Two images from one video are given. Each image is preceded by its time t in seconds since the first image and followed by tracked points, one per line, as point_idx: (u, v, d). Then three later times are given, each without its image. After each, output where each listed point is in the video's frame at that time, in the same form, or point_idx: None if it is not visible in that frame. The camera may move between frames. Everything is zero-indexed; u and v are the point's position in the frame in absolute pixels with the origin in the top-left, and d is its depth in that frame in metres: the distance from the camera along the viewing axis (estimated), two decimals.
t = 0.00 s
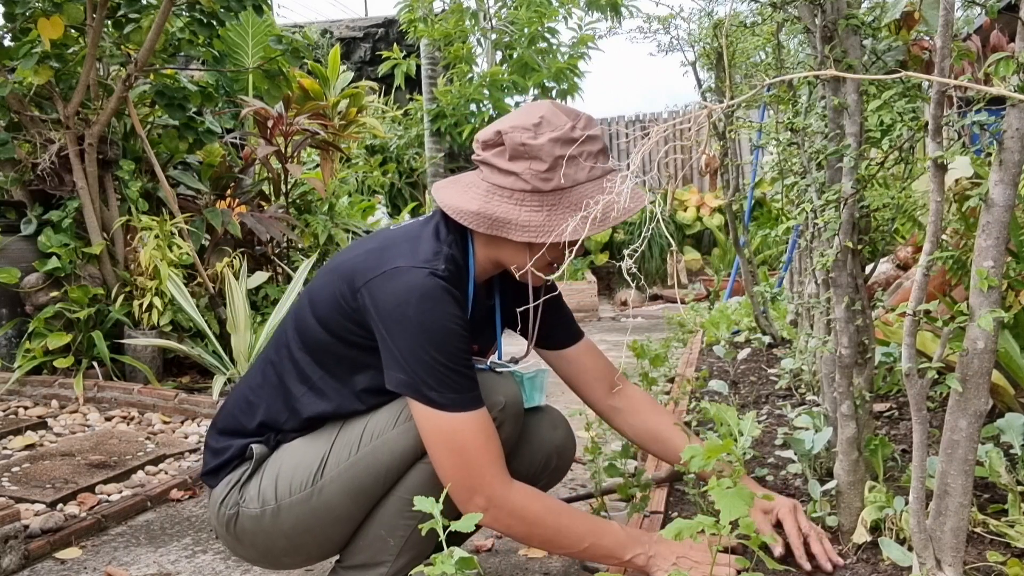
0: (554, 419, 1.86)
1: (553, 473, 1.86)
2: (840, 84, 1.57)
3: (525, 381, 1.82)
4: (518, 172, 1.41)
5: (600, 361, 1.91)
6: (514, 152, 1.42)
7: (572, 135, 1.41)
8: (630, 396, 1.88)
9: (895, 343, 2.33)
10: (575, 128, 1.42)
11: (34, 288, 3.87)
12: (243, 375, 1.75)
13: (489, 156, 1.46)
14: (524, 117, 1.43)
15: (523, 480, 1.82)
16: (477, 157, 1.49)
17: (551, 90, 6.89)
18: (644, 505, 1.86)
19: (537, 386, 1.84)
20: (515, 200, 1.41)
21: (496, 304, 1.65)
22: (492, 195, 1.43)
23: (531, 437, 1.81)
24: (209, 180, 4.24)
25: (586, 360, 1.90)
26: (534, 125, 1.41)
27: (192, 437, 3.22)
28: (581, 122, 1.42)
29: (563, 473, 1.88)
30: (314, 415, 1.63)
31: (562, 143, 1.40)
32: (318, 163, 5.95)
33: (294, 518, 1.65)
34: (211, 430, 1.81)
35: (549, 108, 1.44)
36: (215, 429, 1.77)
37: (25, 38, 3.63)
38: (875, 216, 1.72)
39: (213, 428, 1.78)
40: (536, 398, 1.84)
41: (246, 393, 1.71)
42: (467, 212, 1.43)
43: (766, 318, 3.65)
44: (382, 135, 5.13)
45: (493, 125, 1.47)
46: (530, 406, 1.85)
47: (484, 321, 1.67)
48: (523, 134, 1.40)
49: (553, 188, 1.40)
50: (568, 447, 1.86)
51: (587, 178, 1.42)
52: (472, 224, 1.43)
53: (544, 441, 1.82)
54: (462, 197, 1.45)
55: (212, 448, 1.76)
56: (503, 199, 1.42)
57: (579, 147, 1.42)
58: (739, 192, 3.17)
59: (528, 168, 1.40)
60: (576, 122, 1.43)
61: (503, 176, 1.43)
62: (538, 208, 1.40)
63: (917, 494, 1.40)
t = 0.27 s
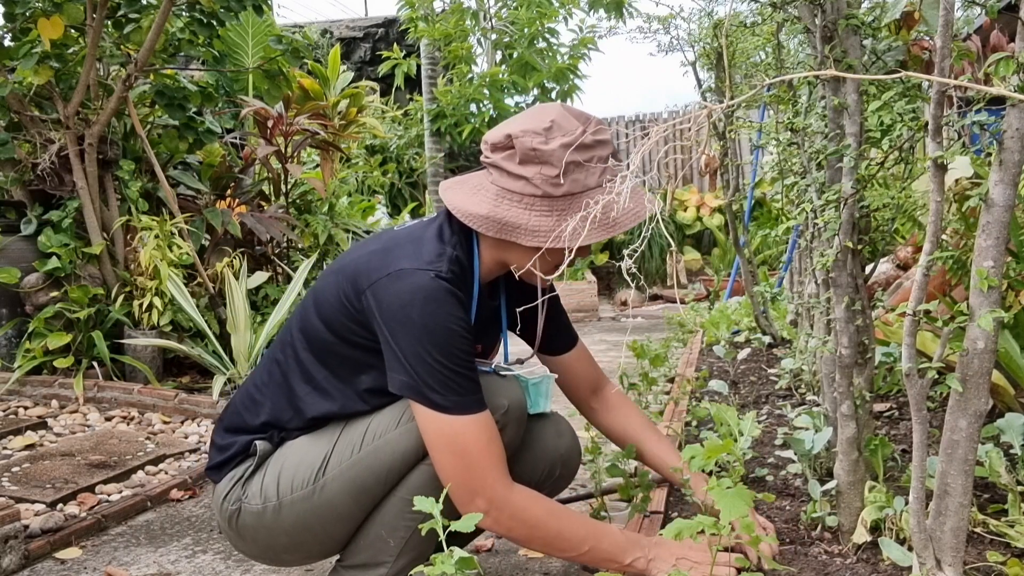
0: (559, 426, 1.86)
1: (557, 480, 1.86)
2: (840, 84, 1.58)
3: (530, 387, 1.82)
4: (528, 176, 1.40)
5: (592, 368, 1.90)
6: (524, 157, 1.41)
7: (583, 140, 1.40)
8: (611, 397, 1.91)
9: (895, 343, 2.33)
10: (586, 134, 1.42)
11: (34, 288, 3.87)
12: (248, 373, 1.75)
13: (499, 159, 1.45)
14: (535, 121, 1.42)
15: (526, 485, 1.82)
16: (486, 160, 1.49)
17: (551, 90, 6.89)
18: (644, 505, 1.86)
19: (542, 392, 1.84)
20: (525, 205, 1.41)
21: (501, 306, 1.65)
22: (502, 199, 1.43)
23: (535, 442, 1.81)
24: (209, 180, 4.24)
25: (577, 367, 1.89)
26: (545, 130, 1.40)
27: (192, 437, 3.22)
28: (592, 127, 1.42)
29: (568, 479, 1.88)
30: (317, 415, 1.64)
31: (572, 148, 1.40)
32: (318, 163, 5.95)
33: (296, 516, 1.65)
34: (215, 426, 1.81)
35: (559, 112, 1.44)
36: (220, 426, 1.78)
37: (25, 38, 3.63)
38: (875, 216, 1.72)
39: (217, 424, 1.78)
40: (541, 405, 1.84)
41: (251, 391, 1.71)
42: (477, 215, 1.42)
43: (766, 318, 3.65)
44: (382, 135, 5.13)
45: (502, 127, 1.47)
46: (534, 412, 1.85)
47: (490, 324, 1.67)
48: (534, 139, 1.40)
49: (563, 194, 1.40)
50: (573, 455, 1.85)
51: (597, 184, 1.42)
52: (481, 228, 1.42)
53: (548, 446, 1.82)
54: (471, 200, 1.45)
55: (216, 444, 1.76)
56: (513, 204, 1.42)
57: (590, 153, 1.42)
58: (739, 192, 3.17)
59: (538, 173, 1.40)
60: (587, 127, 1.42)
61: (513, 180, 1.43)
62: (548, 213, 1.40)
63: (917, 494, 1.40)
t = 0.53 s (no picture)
0: (556, 424, 1.85)
1: (555, 478, 1.86)
2: (840, 84, 1.57)
3: (527, 386, 1.78)
4: (531, 182, 1.40)
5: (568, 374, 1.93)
6: (526, 163, 1.41)
7: (585, 148, 1.40)
8: (579, 399, 1.97)
9: (895, 343, 2.33)
10: (589, 140, 1.41)
11: (34, 288, 3.87)
12: (246, 375, 1.74)
13: (501, 164, 1.45)
14: (537, 127, 1.42)
15: (525, 483, 1.83)
16: (488, 164, 1.48)
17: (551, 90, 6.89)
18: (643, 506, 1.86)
19: (538, 390, 1.79)
20: (527, 211, 1.41)
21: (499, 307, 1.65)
22: (504, 205, 1.43)
23: (533, 440, 1.81)
24: (209, 180, 4.24)
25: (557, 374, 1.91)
26: (548, 136, 1.40)
27: (192, 437, 3.22)
28: (594, 133, 1.42)
29: (566, 477, 1.88)
30: (316, 418, 1.63)
31: (575, 155, 1.40)
32: (318, 163, 5.95)
33: (295, 518, 1.65)
34: (212, 429, 1.80)
35: (562, 118, 1.44)
36: (217, 429, 1.77)
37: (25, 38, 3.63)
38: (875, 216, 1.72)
39: (214, 427, 1.78)
40: (539, 403, 1.80)
41: (249, 394, 1.71)
42: (478, 220, 1.42)
43: (766, 318, 3.65)
44: (382, 135, 5.13)
45: (504, 131, 1.47)
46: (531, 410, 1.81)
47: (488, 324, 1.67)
48: (537, 145, 1.40)
49: (565, 201, 1.40)
50: (571, 451, 1.86)
51: (599, 191, 1.42)
52: (482, 233, 1.42)
53: (546, 444, 1.82)
54: (472, 204, 1.45)
55: (213, 447, 1.76)
56: (514, 209, 1.42)
57: (592, 160, 1.41)
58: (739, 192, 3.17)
59: (540, 179, 1.40)
60: (590, 133, 1.42)
61: (515, 186, 1.43)
62: (550, 219, 1.40)
63: (917, 494, 1.40)
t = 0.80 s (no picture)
0: (555, 419, 1.85)
1: (555, 473, 1.86)
2: (840, 84, 1.57)
3: (525, 383, 1.78)
4: (518, 171, 1.41)
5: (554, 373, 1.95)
6: (513, 152, 1.41)
7: (571, 135, 1.41)
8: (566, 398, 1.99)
9: (895, 343, 2.33)
10: (574, 129, 1.42)
11: (34, 288, 3.87)
12: (241, 380, 1.74)
13: (488, 156, 1.45)
14: (523, 117, 1.43)
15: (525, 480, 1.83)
16: (475, 157, 1.48)
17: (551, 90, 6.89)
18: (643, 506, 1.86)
19: (537, 387, 1.80)
20: (515, 200, 1.41)
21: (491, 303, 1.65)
22: (492, 195, 1.43)
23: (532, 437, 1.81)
24: (209, 180, 4.24)
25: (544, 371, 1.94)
26: (534, 125, 1.41)
27: (192, 437, 3.22)
28: (579, 122, 1.43)
29: (566, 472, 1.88)
30: (314, 420, 1.63)
31: (561, 143, 1.41)
32: (318, 163, 5.95)
33: (296, 521, 1.65)
34: (209, 436, 1.80)
35: (547, 108, 1.44)
36: (214, 436, 1.77)
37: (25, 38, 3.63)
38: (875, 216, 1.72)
39: (211, 434, 1.77)
40: (537, 399, 1.80)
41: (246, 399, 1.71)
42: (466, 211, 1.42)
43: (766, 318, 3.65)
44: (382, 135, 5.13)
45: (490, 124, 1.47)
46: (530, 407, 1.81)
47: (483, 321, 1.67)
48: (523, 134, 1.40)
49: (553, 188, 1.40)
50: (570, 446, 1.86)
51: (586, 178, 1.42)
52: (471, 224, 1.42)
53: (546, 441, 1.81)
54: (460, 196, 1.45)
55: (211, 454, 1.75)
56: (503, 199, 1.41)
57: (578, 148, 1.42)
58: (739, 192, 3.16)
59: (527, 168, 1.40)
60: (574, 122, 1.43)
61: (502, 176, 1.43)
62: (538, 207, 1.40)
63: (917, 494, 1.40)
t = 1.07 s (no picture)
0: (551, 416, 1.85)
1: (550, 470, 1.87)
2: (840, 84, 1.58)
3: (520, 381, 1.77)
4: (518, 177, 1.40)
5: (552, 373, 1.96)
6: (514, 158, 1.41)
7: (572, 141, 1.41)
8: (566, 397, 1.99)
9: (895, 343, 2.33)
10: (575, 135, 1.42)
11: (34, 288, 3.87)
12: (237, 381, 1.75)
13: (488, 160, 1.45)
14: (524, 122, 1.42)
15: (521, 477, 1.83)
16: (475, 161, 1.49)
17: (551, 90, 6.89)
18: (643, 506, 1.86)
19: (532, 385, 1.78)
20: (515, 205, 1.41)
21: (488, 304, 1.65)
22: (492, 200, 1.43)
23: (528, 435, 1.81)
24: (209, 180, 4.24)
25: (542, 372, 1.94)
26: (534, 131, 1.41)
27: (192, 437, 3.22)
28: (580, 128, 1.43)
29: (561, 469, 1.89)
30: (309, 421, 1.63)
31: (561, 149, 1.40)
32: (318, 163, 5.95)
33: (292, 521, 1.65)
34: (206, 438, 1.80)
35: (548, 113, 1.44)
36: (211, 437, 1.77)
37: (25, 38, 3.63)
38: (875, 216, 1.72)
39: (208, 435, 1.78)
40: (533, 397, 1.79)
41: (241, 400, 1.71)
42: (466, 216, 1.42)
43: (766, 318, 3.65)
44: (382, 135, 5.12)
45: (491, 128, 1.47)
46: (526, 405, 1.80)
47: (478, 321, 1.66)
48: (524, 140, 1.40)
49: (553, 195, 1.40)
50: (565, 443, 1.86)
51: (586, 185, 1.42)
52: (470, 229, 1.42)
53: (541, 437, 1.82)
54: (460, 200, 1.45)
55: (208, 455, 1.76)
56: (503, 204, 1.42)
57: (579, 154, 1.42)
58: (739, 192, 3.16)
59: (528, 174, 1.40)
60: (575, 128, 1.43)
61: (502, 181, 1.43)
62: (538, 213, 1.40)
63: (917, 494, 1.40)
